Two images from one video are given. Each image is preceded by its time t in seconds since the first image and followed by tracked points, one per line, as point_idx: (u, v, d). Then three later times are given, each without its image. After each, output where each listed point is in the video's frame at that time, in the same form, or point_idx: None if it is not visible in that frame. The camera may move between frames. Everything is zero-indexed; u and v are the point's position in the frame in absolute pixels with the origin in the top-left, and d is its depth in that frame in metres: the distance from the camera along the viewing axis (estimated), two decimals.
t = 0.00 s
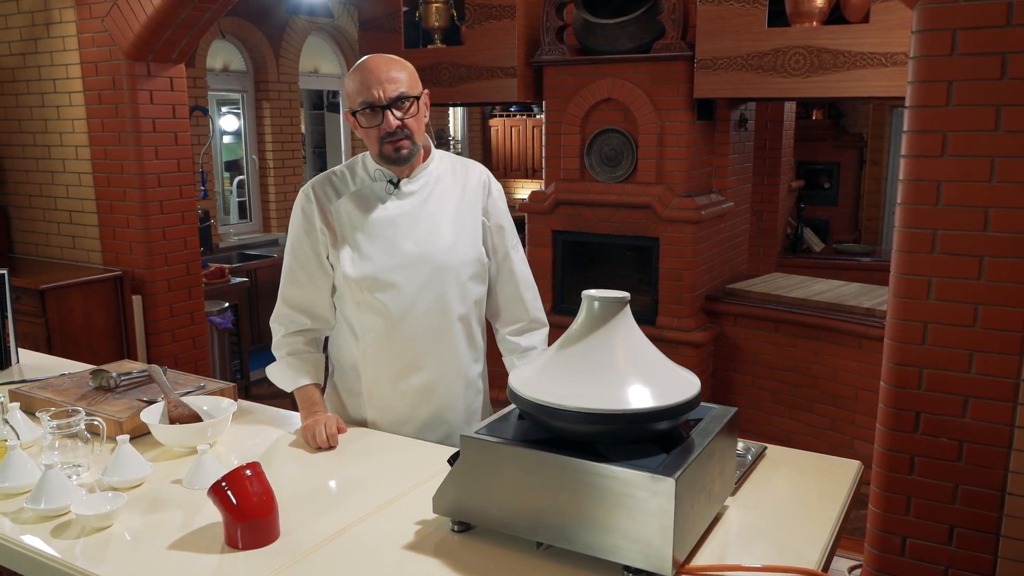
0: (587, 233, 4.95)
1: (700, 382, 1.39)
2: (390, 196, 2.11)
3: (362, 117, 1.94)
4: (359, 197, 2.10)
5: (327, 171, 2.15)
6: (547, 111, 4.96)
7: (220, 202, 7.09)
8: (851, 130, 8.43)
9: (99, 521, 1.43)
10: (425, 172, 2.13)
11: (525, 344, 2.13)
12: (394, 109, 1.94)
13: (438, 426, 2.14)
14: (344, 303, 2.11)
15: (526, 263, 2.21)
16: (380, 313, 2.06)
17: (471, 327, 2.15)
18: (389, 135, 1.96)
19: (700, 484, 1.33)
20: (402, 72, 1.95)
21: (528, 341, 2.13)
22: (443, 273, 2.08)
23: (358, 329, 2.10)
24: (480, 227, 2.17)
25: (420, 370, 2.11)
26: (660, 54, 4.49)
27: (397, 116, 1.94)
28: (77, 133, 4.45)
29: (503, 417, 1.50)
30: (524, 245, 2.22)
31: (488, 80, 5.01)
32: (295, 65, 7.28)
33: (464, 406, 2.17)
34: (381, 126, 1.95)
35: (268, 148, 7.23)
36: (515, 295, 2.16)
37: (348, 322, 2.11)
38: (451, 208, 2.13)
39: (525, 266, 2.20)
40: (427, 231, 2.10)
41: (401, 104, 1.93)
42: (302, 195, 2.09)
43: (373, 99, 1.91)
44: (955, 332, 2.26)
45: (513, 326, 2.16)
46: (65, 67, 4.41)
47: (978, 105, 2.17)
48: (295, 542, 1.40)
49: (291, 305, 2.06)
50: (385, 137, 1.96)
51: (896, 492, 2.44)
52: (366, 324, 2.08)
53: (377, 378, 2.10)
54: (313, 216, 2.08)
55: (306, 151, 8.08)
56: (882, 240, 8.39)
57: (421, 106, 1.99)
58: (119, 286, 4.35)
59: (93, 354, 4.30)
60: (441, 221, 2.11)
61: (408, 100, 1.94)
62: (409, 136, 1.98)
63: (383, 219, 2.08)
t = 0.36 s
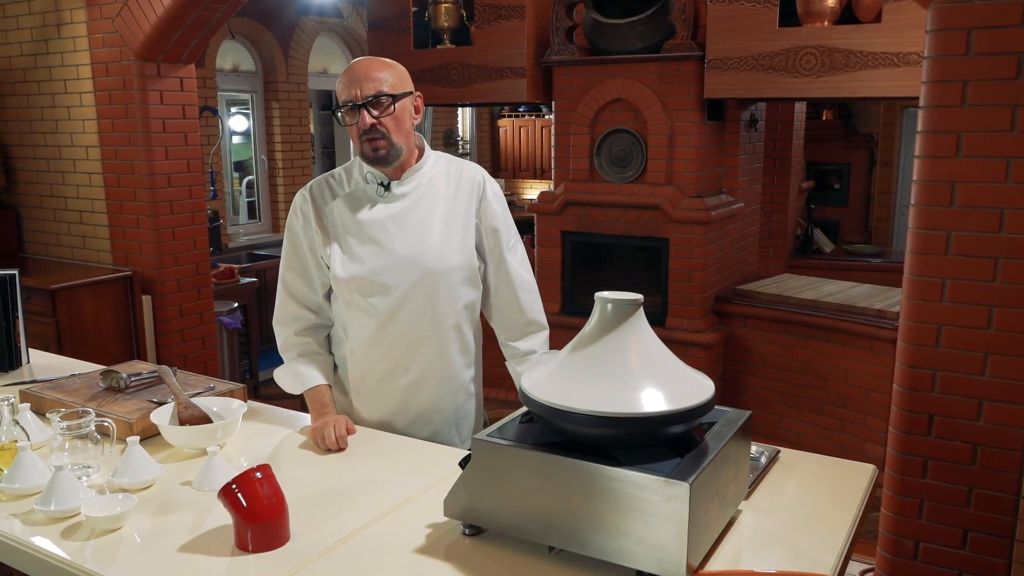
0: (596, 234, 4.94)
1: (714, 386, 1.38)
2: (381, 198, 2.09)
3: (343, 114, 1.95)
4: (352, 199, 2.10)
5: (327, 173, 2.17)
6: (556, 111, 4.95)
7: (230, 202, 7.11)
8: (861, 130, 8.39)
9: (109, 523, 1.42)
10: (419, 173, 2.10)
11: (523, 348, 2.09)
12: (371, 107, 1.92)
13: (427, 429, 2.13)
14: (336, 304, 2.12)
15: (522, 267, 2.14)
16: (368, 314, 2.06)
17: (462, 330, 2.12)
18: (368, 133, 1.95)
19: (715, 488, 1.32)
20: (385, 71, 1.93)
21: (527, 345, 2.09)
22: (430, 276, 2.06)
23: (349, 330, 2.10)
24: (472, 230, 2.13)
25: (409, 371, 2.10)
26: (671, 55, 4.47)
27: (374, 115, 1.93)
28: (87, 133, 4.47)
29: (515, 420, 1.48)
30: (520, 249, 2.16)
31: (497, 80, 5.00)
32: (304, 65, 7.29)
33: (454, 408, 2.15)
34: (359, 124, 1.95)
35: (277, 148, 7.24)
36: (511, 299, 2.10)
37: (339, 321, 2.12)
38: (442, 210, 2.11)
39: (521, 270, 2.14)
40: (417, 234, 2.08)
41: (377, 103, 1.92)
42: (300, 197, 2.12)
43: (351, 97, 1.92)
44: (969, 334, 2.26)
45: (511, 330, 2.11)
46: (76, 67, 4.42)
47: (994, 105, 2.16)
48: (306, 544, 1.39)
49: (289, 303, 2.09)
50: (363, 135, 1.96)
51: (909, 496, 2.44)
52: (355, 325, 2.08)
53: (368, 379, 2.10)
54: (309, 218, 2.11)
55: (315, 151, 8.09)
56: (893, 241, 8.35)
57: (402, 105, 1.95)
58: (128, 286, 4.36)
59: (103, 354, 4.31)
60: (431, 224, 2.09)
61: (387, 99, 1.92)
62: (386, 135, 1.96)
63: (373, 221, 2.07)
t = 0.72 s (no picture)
0: (603, 234, 4.92)
1: (727, 390, 1.36)
2: (387, 198, 2.08)
3: (345, 112, 1.95)
4: (358, 199, 2.09)
5: (334, 172, 2.16)
6: (564, 111, 4.93)
7: (237, 202, 7.12)
8: (869, 130, 8.35)
9: (117, 525, 1.42)
10: (426, 174, 2.09)
11: (531, 350, 2.06)
12: (372, 107, 1.91)
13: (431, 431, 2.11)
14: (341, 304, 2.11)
15: (529, 270, 2.13)
16: (373, 315, 2.05)
17: (468, 332, 2.11)
18: (369, 132, 1.94)
19: (727, 493, 1.30)
20: (389, 71, 1.92)
21: (535, 346, 2.07)
22: (437, 277, 2.05)
23: (354, 330, 2.08)
24: (478, 231, 2.11)
25: (414, 373, 2.08)
26: (679, 54, 4.45)
27: (375, 113, 1.92)
28: (95, 133, 4.47)
29: (525, 423, 1.47)
30: (527, 251, 2.15)
31: (505, 80, 4.99)
32: (311, 65, 7.29)
33: (458, 411, 2.14)
34: (361, 123, 1.94)
35: (284, 148, 7.24)
36: (519, 301, 2.09)
37: (344, 321, 2.11)
38: (448, 211, 2.09)
39: (529, 272, 2.12)
40: (423, 234, 2.07)
41: (379, 102, 1.90)
42: (306, 196, 2.11)
43: (353, 97, 1.92)
44: (981, 336, 2.30)
45: (519, 332, 2.09)
46: (84, 68, 4.43)
47: (1007, 105, 2.20)
48: (314, 548, 1.38)
49: (294, 303, 2.08)
50: (365, 133, 1.95)
51: (920, 499, 2.50)
52: (360, 326, 2.07)
53: (373, 380, 2.09)
54: (315, 217, 2.10)
55: (322, 151, 8.08)
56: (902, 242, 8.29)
57: (405, 105, 1.93)
58: (136, 286, 4.36)
59: (111, 354, 4.31)
60: (437, 224, 2.08)
61: (387, 98, 1.90)
62: (388, 135, 1.95)
63: (379, 221, 2.06)
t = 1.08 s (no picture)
0: (610, 234, 4.90)
1: (739, 393, 1.35)
2: (393, 200, 2.06)
3: (352, 111, 1.94)
4: (363, 200, 2.07)
5: (339, 173, 2.15)
6: (571, 111, 4.92)
7: (243, 202, 7.12)
8: (877, 130, 8.31)
9: (123, 528, 1.41)
10: (432, 175, 2.08)
11: (539, 352, 2.05)
12: (380, 106, 1.90)
13: (437, 434, 2.10)
14: (345, 306, 2.10)
15: (536, 271, 2.11)
16: (379, 317, 2.03)
17: (473, 334, 2.10)
18: (374, 131, 1.93)
19: (740, 497, 1.29)
20: (398, 70, 1.91)
21: (543, 349, 2.05)
22: (443, 279, 2.03)
23: (359, 332, 2.07)
24: (484, 233, 2.10)
25: (419, 375, 2.07)
26: (686, 54, 4.43)
27: (382, 113, 1.91)
28: (102, 134, 4.47)
29: (534, 426, 1.46)
30: (534, 253, 2.14)
31: (511, 80, 4.97)
32: (318, 65, 7.29)
33: (464, 413, 2.12)
34: (368, 122, 1.93)
35: (290, 148, 7.24)
36: (526, 303, 2.08)
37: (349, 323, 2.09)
38: (454, 213, 2.08)
39: (536, 274, 2.11)
40: (429, 236, 2.05)
41: (387, 101, 1.89)
42: (311, 197, 2.10)
43: (361, 95, 1.91)
44: (992, 338, 2.29)
45: (527, 334, 2.08)
46: (91, 68, 4.43)
47: (1019, 105, 2.18)
48: (322, 551, 1.37)
49: (300, 305, 2.08)
50: (371, 133, 1.94)
51: (930, 502, 2.49)
52: (365, 329, 2.05)
53: (378, 382, 2.07)
54: (320, 218, 2.09)
55: (328, 151, 8.08)
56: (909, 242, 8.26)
57: (413, 105, 1.93)
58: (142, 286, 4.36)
59: (117, 355, 4.31)
60: (443, 226, 2.06)
61: (395, 97, 1.90)
62: (395, 134, 1.93)
63: (384, 223, 2.05)
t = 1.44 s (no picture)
0: (613, 235, 4.89)
1: (747, 396, 1.33)
2: (391, 204, 2.04)
3: (358, 116, 1.90)
4: (362, 204, 2.05)
5: (337, 174, 2.13)
6: (574, 111, 4.90)
7: (245, 202, 7.11)
8: (880, 131, 8.28)
9: (126, 532, 1.39)
10: (431, 179, 2.06)
11: (543, 355, 2.03)
12: (390, 114, 1.88)
13: (438, 437, 2.09)
14: (345, 309, 2.08)
15: (538, 274, 2.09)
16: (378, 322, 2.02)
17: (473, 339, 2.08)
18: (381, 139, 1.91)
19: (749, 501, 1.27)
20: (407, 78, 1.89)
21: (547, 352, 2.04)
22: (442, 284, 2.02)
23: (358, 336, 2.06)
24: (484, 237, 2.08)
25: (419, 380, 2.06)
26: (690, 54, 4.42)
27: (392, 122, 1.89)
28: (104, 133, 4.47)
29: (540, 429, 1.45)
30: (536, 255, 2.12)
31: (514, 80, 4.96)
32: (320, 65, 7.27)
33: (465, 416, 2.11)
34: (375, 130, 1.91)
35: (293, 148, 7.23)
36: (528, 306, 2.06)
37: (348, 327, 2.08)
38: (453, 217, 2.06)
39: (538, 277, 2.09)
40: (427, 241, 2.03)
41: (398, 110, 1.88)
42: (309, 200, 2.08)
43: (371, 102, 1.87)
44: (1000, 340, 2.29)
45: (530, 337, 2.06)
46: (93, 68, 4.42)
47: None
48: (327, 555, 1.36)
49: (300, 308, 2.07)
50: (376, 140, 1.92)
51: (937, 505, 2.49)
52: (365, 333, 2.04)
53: (378, 386, 2.06)
54: (318, 221, 2.08)
55: (330, 152, 8.07)
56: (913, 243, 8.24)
57: (421, 114, 1.92)
58: (145, 286, 4.36)
59: (118, 355, 4.30)
60: (442, 231, 2.04)
61: (406, 107, 1.88)
62: (402, 143, 1.92)
63: (383, 227, 2.03)
